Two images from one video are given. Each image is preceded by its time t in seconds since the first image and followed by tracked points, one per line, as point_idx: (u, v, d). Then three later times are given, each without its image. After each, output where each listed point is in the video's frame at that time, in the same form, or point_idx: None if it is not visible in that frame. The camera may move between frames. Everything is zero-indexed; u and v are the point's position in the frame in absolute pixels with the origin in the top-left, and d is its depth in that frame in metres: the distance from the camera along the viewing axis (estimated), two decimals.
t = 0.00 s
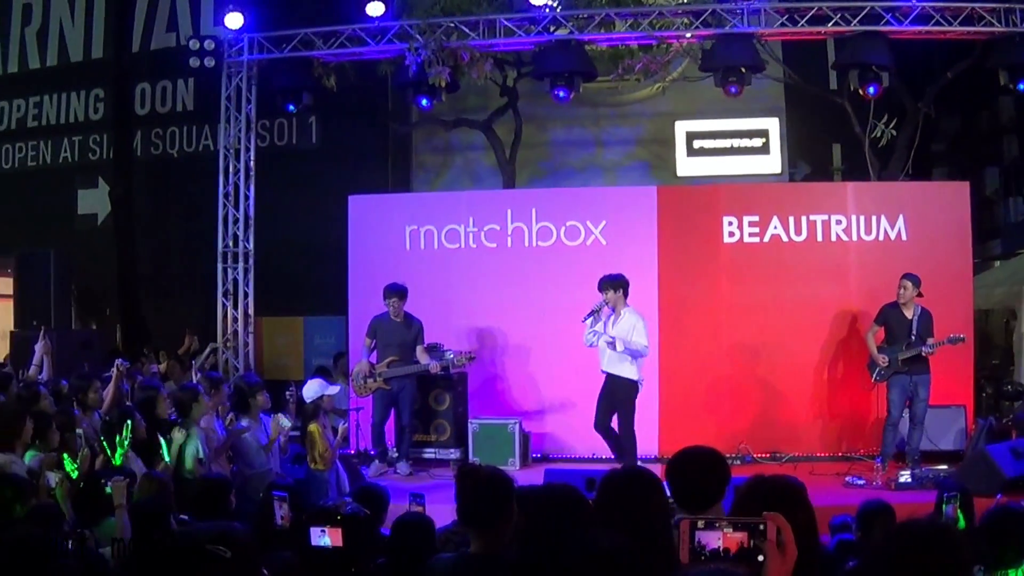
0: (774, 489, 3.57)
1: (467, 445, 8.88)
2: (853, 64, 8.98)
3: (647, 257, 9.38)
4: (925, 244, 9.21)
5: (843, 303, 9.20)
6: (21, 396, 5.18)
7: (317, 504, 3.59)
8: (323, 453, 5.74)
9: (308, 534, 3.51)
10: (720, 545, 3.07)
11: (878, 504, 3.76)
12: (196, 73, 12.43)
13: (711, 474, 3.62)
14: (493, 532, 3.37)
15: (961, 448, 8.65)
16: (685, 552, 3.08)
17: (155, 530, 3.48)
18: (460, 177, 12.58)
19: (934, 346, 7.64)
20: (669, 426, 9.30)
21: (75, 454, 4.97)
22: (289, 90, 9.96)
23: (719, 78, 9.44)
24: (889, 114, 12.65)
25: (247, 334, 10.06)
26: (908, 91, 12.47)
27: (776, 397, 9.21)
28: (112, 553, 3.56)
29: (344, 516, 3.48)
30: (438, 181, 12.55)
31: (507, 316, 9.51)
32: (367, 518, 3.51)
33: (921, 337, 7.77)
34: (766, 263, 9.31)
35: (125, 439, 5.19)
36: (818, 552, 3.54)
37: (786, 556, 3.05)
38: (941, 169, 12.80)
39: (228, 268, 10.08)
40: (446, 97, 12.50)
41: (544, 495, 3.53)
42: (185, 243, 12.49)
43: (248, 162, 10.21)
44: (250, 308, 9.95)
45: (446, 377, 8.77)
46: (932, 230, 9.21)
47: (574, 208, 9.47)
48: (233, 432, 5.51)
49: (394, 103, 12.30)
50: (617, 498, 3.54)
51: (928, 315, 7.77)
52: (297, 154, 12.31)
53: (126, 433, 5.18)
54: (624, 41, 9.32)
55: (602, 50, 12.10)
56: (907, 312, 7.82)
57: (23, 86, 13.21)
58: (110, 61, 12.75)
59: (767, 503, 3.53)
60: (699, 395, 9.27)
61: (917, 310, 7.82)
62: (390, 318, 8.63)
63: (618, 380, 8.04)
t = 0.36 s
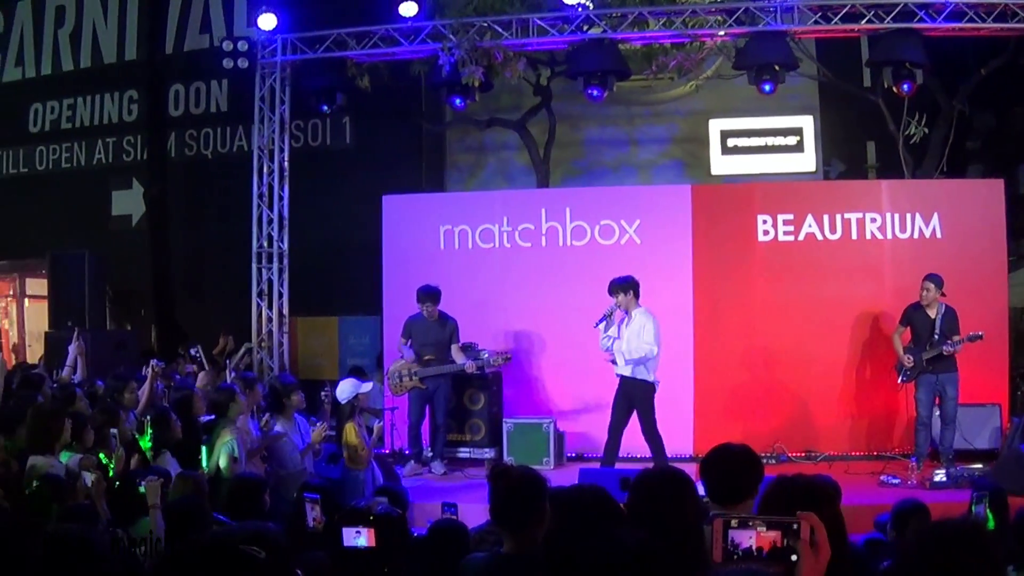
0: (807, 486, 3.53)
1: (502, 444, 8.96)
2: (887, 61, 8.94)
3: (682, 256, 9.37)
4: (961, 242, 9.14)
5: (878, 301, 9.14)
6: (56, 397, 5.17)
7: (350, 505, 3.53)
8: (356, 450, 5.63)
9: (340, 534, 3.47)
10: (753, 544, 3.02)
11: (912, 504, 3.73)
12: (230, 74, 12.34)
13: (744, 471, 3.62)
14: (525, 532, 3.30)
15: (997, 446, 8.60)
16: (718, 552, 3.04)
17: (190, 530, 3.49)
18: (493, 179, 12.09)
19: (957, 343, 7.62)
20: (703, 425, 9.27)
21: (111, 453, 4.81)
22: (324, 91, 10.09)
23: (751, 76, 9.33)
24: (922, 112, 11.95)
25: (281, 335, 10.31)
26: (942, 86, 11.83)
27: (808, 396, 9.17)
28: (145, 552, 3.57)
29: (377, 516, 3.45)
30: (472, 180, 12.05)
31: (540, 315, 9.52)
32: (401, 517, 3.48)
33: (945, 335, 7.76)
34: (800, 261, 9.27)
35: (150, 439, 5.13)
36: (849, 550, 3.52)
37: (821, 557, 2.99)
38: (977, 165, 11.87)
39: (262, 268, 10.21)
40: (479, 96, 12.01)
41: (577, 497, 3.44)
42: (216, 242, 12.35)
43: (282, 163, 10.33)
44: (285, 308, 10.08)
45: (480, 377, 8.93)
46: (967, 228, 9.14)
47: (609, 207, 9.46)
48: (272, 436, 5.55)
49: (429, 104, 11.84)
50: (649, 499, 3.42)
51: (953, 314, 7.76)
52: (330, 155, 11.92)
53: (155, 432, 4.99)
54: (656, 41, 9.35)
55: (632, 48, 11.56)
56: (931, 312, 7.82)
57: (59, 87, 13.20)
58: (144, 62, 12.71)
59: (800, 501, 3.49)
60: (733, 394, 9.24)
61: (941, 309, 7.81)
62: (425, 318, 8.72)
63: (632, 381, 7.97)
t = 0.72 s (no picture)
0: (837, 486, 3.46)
1: (538, 444, 8.92)
2: (924, 60, 8.86)
3: (718, 256, 9.36)
4: (998, 242, 9.10)
5: (914, 301, 9.11)
6: (93, 395, 5.12)
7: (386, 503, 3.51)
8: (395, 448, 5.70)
9: (378, 532, 3.43)
10: (793, 543, 3.01)
11: (947, 505, 3.75)
12: (267, 74, 12.41)
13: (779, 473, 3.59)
14: (560, 530, 3.30)
15: None
16: (758, 551, 3.02)
17: (229, 526, 3.53)
18: (528, 179, 12.00)
19: (984, 339, 7.62)
20: (739, 425, 9.25)
21: (149, 451, 4.87)
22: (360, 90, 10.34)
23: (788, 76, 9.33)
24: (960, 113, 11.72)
25: (318, 333, 10.49)
26: (978, 84, 11.60)
27: (841, 396, 9.16)
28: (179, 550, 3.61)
29: (415, 514, 3.41)
30: (508, 179, 11.99)
31: (575, 315, 9.51)
32: (438, 514, 3.41)
33: (971, 333, 7.77)
34: (837, 261, 9.24)
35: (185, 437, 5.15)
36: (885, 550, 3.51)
37: (860, 558, 2.97)
38: (1014, 165, 11.66)
39: (300, 266, 10.35)
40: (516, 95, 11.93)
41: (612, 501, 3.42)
42: (252, 241, 12.41)
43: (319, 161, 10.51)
44: (322, 306, 10.35)
45: (516, 376, 8.90)
46: (1004, 228, 9.10)
47: (645, 206, 9.46)
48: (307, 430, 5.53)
49: (464, 103, 11.78)
50: (682, 501, 3.36)
51: (979, 311, 7.80)
52: (365, 155, 11.96)
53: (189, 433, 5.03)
54: (692, 40, 9.37)
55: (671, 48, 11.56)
56: (957, 311, 7.85)
57: (94, 85, 13.33)
58: (179, 61, 12.84)
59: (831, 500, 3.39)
60: (768, 394, 9.22)
61: (968, 307, 7.84)
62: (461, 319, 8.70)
63: (641, 376, 7.77)
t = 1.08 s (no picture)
0: (864, 490, 2.90)
1: (576, 445, 8.96)
2: (962, 59, 8.81)
3: (757, 256, 9.32)
4: None
5: (952, 301, 9.04)
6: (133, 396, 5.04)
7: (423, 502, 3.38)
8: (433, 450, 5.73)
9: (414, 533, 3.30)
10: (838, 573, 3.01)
11: (987, 508, 3.69)
12: (304, 75, 12.44)
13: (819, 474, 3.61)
14: (602, 531, 3.31)
15: None
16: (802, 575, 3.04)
17: (266, 524, 3.56)
18: (567, 178, 12.05)
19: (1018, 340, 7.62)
20: (778, 425, 9.19)
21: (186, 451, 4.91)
22: (399, 91, 10.39)
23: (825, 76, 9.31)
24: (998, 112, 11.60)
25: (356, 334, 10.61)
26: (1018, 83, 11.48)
27: (879, 397, 9.09)
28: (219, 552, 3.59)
29: (450, 517, 3.22)
30: (546, 180, 12.04)
31: (614, 316, 9.52)
32: (476, 515, 3.25)
33: (1004, 334, 7.78)
34: (875, 261, 9.18)
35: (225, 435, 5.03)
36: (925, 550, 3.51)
37: None
38: None
39: (337, 268, 10.41)
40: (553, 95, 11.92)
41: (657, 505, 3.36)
42: (292, 241, 12.42)
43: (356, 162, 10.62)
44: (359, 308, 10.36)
45: (555, 377, 8.91)
46: None
47: (684, 207, 9.44)
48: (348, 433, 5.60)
49: (502, 104, 11.74)
50: (719, 507, 3.30)
51: (1011, 313, 7.81)
52: (402, 156, 11.98)
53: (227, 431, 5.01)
54: (730, 40, 9.38)
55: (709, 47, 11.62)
56: (988, 314, 7.87)
57: (131, 86, 13.55)
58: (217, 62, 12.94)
59: (848, 514, 2.87)
60: (807, 395, 9.16)
61: (1000, 309, 7.86)
62: (500, 319, 8.79)
63: (663, 379, 7.71)
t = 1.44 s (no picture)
0: (919, 491, 3.09)
1: (616, 444, 9.05)
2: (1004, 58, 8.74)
3: (797, 256, 9.28)
4: None
5: (993, 302, 8.94)
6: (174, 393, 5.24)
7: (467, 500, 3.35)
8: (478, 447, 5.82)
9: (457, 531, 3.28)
10: None
11: None
12: (345, 74, 12.44)
13: (860, 471, 3.64)
14: (646, 533, 3.31)
15: None
16: None
17: (307, 525, 3.62)
18: (608, 174, 12.21)
19: None
20: (818, 425, 9.15)
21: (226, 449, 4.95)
22: (440, 90, 10.47)
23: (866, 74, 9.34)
24: None
25: (397, 331, 10.69)
26: None
27: (919, 397, 9.03)
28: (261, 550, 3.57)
29: (492, 514, 3.24)
30: (587, 179, 12.18)
31: (654, 316, 9.53)
32: (518, 515, 3.25)
33: None
34: (916, 261, 9.11)
35: (277, 433, 5.08)
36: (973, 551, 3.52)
37: None
38: None
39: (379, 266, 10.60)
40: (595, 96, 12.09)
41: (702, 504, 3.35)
42: (332, 240, 12.39)
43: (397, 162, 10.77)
44: (400, 306, 10.56)
45: (595, 377, 9.03)
46: None
47: (724, 206, 9.41)
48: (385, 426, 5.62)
49: (543, 105, 11.78)
50: (763, 507, 3.34)
51: None
52: (446, 156, 11.93)
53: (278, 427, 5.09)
54: (772, 38, 9.43)
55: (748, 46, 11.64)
56: None
57: (171, 86, 13.71)
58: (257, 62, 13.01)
59: (897, 511, 3.07)
60: (846, 395, 9.11)
61: None
62: (540, 317, 8.92)
63: (688, 383, 7.67)
